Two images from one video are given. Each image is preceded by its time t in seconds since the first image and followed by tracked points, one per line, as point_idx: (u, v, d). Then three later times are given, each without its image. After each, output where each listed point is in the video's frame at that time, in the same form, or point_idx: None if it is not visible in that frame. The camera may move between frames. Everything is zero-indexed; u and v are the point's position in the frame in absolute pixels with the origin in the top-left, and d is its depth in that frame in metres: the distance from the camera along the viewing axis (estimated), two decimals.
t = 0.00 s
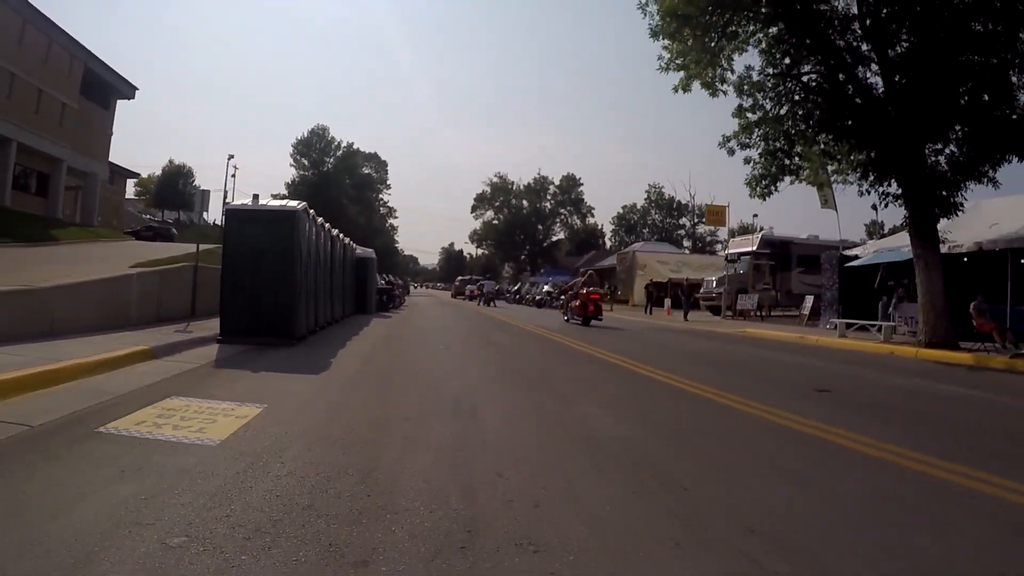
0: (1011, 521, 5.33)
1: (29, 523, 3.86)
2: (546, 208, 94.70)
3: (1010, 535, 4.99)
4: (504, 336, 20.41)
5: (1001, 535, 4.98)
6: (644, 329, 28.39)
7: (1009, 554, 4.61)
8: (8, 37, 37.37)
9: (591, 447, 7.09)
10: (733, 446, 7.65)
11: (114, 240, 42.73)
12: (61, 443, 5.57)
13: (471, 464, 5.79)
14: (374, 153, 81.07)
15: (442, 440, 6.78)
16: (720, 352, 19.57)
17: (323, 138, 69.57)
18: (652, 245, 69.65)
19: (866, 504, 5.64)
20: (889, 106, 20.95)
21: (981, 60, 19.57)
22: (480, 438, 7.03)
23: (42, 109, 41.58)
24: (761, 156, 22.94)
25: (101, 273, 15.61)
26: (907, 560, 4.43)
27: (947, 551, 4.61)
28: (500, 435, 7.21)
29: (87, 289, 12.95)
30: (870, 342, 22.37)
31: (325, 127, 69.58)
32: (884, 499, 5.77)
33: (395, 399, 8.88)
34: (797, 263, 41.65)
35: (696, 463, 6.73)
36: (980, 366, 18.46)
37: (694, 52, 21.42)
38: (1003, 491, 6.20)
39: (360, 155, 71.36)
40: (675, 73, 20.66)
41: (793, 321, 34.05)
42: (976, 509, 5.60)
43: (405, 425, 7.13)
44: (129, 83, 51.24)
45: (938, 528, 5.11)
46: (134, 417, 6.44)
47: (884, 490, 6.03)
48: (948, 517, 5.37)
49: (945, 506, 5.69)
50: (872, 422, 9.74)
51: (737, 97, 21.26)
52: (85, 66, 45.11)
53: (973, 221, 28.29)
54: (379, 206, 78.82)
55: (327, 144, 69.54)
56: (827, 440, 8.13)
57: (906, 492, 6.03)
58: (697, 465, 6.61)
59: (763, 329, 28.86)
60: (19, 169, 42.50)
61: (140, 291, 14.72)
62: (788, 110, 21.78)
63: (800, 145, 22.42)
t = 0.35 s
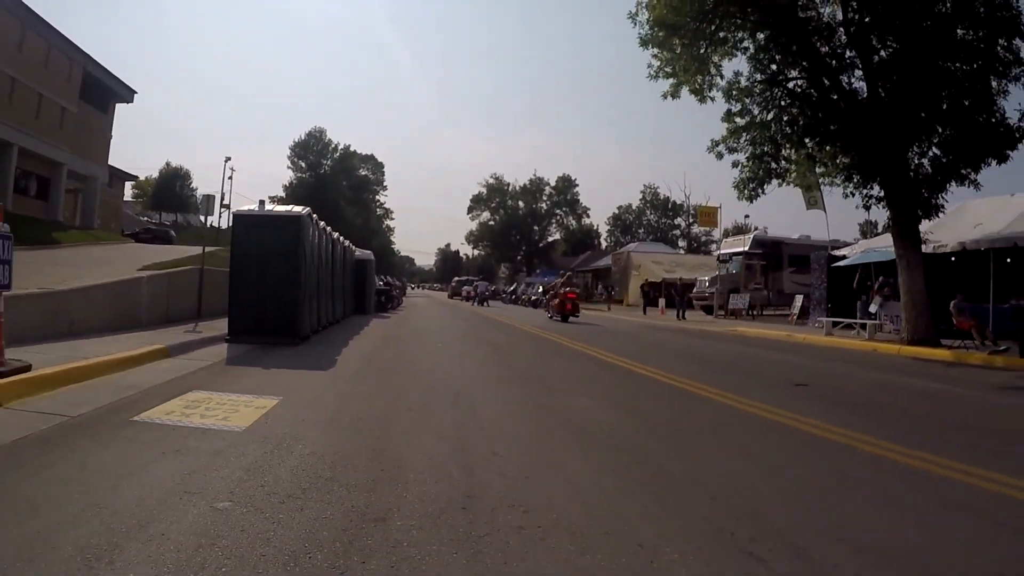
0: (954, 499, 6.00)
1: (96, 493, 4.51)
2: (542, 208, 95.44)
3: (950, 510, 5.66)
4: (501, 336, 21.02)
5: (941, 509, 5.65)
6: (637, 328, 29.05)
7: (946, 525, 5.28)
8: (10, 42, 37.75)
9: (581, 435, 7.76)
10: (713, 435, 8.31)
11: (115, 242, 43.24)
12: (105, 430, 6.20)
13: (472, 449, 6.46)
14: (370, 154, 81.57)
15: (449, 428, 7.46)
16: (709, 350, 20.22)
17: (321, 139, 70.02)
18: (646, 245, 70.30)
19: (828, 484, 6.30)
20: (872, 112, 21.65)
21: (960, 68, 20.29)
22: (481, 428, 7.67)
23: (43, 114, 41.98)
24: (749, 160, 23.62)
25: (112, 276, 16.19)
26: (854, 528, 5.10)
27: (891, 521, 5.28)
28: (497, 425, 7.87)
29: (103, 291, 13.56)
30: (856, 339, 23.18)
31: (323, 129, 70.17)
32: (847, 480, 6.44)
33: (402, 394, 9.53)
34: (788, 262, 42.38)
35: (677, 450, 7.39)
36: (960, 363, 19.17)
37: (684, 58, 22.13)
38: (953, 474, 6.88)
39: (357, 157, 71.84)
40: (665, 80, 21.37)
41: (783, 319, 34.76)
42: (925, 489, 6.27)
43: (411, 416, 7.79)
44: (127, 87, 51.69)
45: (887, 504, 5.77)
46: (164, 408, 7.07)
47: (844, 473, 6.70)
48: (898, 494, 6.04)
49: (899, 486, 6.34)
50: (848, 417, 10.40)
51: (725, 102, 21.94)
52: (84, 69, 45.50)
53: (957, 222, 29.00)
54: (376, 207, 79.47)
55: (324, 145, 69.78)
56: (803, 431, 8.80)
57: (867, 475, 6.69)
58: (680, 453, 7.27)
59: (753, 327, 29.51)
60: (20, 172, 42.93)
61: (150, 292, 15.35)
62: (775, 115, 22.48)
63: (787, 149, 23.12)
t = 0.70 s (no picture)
0: (904, 474, 6.66)
1: (143, 469, 5.17)
2: (537, 208, 96.14)
3: (899, 483, 6.32)
4: (497, 334, 21.65)
5: (891, 481, 6.32)
6: (631, 325, 29.69)
7: (893, 495, 5.94)
8: (14, 49, 38.13)
9: (570, 422, 8.44)
10: (693, 422, 9.00)
11: (116, 245, 43.71)
12: (137, 420, 6.82)
13: (471, 434, 7.10)
14: (367, 155, 82.18)
15: (449, 417, 8.10)
16: (699, 346, 20.85)
17: (318, 141, 70.50)
18: (640, 244, 71.01)
19: (795, 463, 6.93)
20: (854, 114, 22.32)
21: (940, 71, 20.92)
22: (478, 417, 8.31)
23: (47, 120, 42.38)
24: (735, 161, 24.32)
25: (122, 279, 16.76)
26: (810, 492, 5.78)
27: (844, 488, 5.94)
28: (493, 414, 8.55)
29: (115, 294, 14.14)
30: (841, 334, 23.88)
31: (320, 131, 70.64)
32: (813, 460, 7.09)
33: (404, 389, 10.16)
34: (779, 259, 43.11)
35: (660, 435, 8.04)
36: (940, 356, 19.88)
37: (672, 63, 22.85)
38: (908, 453, 7.56)
39: (354, 158, 72.49)
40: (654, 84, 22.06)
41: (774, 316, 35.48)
42: (883, 467, 6.90)
43: (414, 407, 8.42)
44: (127, 90, 52.11)
45: (843, 478, 6.46)
46: (186, 400, 7.70)
47: (810, 451, 7.38)
48: (855, 469, 6.71)
49: (861, 464, 6.98)
50: (825, 406, 11.04)
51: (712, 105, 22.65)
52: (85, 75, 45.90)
53: (942, 219, 29.71)
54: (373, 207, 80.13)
55: (321, 147, 70.42)
56: (779, 420, 9.43)
57: (832, 455, 7.33)
58: (663, 437, 7.90)
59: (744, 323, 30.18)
60: (23, 177, 43.30)
61: (159, 294, 15.94)
62: (761, 118, 23.18)
63: (773, 150, 23.81)
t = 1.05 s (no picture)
0: (864, 456, 7.27)
1: (174, 451, 5.77)
2: (534, 208, 96.73)
3: (860, 463, 6.92)
4: (494, 333, 22.22)
5: (852, 461, 6.95)
6: (626, 324, 30.26)
7: (851, 474, 6.57)
8: (16, 54, 38.53)
9: (562, 413, 9.05)
10: (677, 413, 9.61)
11: (118, 247, 44.17)
12: (163, 411, 7.40)
13: (469, 424, 7.70)
14: (365, 156, 82.75)
15: (448, 409, 8.69)
16: (691, 344, 21.41)
17: (316, 143, 71.02)
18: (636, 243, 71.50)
19: (770, 447, 7.53)
20: (840, 119, 22.98)
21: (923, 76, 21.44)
22: (478, 408, 8.89)
23: (49, 123, 42.85)
24: (726, 163, 24.95)
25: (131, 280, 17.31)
26: (775, 469, 6.40)
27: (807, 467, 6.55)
28: (491, 406, 9.15)
29: (126, 295, 14.69)
30: (830, 332, 24.51)
31: (318, 132, 71.14)
32: (784, 444, 7.68)
33: (406, 384, 10.75)
34: (772, 259, 43.72)
35: (645, 424, 8.64)
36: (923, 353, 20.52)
37: (663, 69, 23.53)
38: (873, 439, 8.19)
39: (352, 159, 73.08)
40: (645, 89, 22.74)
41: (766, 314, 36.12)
42: (849, 451, 7.51)
43: (415, 401, 9.00)
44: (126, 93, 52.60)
45: (810, 459, 7.07)
46: (204, 394, 8.29)
47: (783, 436, 7.98)
48: (822, 452, 7.32)
49: (829, 448, 7.58)
50: (805, 400, 11.62)
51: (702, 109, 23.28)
52: (87, 78, 46.40)
53: (930, 219, 30.32)
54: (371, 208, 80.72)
55: (320, 148, 71.02)
56: (760, 411, 10.00)
57: (804, 441, 7.92)
58: (650, 427, 8.48)
59: (737, 321, 30.76)
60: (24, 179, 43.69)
61: (167, 295, 16.49)
62: (750, 122, 23.93)
63: (762, 153, 24.49)
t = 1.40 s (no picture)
0: (828, 439, 7.88)
1: (202, 431, 6.43)
2: (533, 208, 97.43)
3: (822, 443, 7.52)
4: (492, 331, 22.81)
5: (816, 442, 7.55)
6: (622, 324, 30.89)
7: (812, 451, 7.18)
8: (25, 54, 39.09)
9: (553, 403, 9.71)
10: (661, 403, 10.27)
11: (122, 245, 44.68)
12: (183, 400, 8.00)
13: (465, 412, 8.30)
14: (365, 156, 83.43)
15: (445, 399, 9.29)
16: (683, 343, 22.01)
17: (317, 142, 71.74)
18: (633, 244, 72.16)
19: (742, 431, 8.13)
20: (831, 122, 23.25)
21: (910, 81, 21.76)
22: (473, 398, 9.50)
23: (56, 122, 43.35)
24: (718, 167, 25.57)
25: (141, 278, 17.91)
26: (744, 448, 7.00)
27: (773, 446, 7.22)
28: (487, 396, 9.81)
29: (138, 292, 15.29)
30: (819, 332, 25.14)
31: (318, 132, 71.96)
32: (756, 429, 8.28)
33: (406, 377, 11.35)
34: (767, 260, 44.38)
35: (630, 414, 9.24)
36: (907, 352, 21.21)
37: (658, 75, 24.15)
38: (840, 427, 8.80)
39: (352, 159, 73.77)
40: (639, 95, 23.40)
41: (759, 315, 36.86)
42: (816, 434, 8.12)
43: (415, 393, 9.61)
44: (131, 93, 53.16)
45: (777, 441, 7.68)
46: (222, 384, 8.96)
47: (758, 422, 8.60)
48: (791, 436, 7.93)
49: (796, 432, 8.19)
50: (786, 394, 12.23)
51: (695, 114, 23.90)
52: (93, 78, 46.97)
53: (919, 221, 30.98)
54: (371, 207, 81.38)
55: (321, 148, 71.73)
56: (740, 404, 10.60)
57: (776, 428, 8.53)
58: (635, 415, 9.08)
59: (729, 322, 31.41)
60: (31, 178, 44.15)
61: (176, 293, 17.11)
62: (741, 127, 24.25)
63: (754, 157, 25.01)
